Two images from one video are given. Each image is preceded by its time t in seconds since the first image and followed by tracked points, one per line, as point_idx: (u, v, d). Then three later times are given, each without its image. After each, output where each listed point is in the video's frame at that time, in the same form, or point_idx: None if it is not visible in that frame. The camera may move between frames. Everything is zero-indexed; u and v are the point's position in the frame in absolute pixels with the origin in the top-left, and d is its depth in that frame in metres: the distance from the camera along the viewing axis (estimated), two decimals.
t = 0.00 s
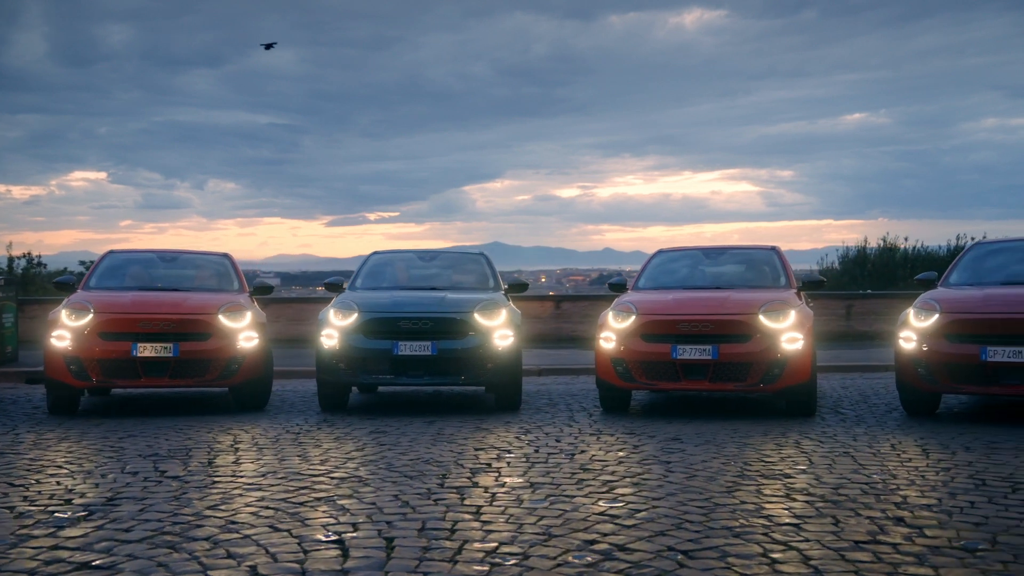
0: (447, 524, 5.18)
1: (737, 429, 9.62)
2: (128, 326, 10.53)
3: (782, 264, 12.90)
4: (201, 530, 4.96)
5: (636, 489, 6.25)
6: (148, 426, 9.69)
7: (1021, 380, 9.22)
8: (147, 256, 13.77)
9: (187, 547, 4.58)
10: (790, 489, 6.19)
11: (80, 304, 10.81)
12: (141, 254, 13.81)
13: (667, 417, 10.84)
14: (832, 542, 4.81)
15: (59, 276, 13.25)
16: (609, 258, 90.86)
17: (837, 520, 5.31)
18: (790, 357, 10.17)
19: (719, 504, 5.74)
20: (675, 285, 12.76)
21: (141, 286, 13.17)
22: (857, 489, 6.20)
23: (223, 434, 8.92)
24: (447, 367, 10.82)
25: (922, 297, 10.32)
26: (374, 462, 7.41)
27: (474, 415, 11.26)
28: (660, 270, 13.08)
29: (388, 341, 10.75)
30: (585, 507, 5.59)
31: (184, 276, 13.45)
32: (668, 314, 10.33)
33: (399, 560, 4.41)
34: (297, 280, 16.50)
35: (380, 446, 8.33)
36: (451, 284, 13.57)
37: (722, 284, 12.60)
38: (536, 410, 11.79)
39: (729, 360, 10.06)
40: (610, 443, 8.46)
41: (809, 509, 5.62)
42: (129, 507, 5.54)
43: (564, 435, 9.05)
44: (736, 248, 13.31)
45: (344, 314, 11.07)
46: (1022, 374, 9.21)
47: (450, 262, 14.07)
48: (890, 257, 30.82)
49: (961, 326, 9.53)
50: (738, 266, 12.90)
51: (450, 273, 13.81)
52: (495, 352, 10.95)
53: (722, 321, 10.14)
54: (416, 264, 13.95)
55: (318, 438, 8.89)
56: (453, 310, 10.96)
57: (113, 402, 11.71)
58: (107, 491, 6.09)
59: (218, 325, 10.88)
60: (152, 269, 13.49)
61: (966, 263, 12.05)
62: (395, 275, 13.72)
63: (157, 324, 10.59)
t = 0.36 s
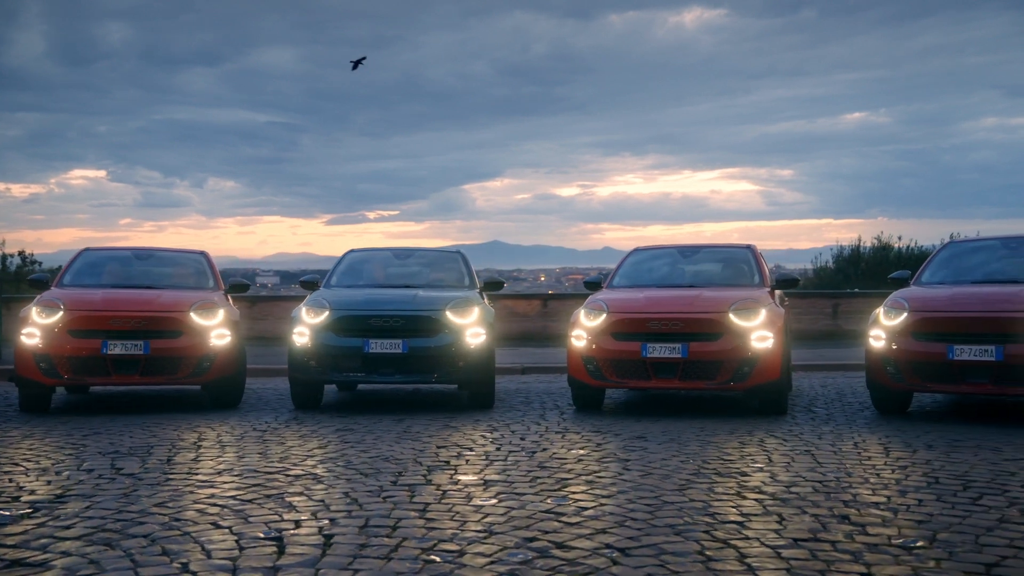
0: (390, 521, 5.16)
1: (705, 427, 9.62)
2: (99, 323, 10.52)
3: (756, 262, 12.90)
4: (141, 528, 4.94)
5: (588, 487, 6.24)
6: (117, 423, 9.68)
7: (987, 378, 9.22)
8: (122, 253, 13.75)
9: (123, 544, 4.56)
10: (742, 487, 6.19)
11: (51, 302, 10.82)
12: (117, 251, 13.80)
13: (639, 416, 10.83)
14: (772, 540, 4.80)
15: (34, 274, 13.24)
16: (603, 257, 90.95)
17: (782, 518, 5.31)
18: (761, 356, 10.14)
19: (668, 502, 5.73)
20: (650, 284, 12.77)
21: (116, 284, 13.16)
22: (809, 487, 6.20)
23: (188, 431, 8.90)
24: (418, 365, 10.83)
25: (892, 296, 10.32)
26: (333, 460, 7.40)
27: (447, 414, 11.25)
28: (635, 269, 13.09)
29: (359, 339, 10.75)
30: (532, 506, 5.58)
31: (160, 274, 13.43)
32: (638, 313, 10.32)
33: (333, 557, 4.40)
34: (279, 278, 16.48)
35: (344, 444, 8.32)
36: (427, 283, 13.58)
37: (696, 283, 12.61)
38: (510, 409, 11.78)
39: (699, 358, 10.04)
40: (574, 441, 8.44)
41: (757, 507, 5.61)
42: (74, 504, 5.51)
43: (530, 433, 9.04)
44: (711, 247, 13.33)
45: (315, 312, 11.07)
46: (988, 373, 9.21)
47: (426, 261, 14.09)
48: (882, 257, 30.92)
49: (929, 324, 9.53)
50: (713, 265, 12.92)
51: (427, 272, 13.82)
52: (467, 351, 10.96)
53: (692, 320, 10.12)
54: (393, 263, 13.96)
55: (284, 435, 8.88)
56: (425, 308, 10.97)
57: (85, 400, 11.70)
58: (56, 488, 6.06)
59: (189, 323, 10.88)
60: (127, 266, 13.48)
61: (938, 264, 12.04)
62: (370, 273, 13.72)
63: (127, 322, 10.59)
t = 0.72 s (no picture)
0: (337, 521, 5.14)
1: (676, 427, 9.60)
2: (71, 323, 10.51)
3: (732, 261, 12.90)
4: (85, 528, 4.91)
5: (544, 487, 6.22)
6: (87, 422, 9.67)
7: (957, 378, 9.19)
8: (99, 253, 13.72)
9: (62, 545, 4.53)
10: (698, 487, 6.18)
11: (23, 302, 10.79)
12: (95, 250, 13.77)
13: (613, 416, 10.82)
14: (716, 540, 4.79)
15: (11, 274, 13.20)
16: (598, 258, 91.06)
17: (730, 518, 5.30)
18: (733, 355, 10.11)
19: (619, 502, 5.71)
20: (627, 283, 12.77)
21: (92, 283, 13.12)
22: (765, 487, 6.19)
23: (156, 432, 8.87)
24: (392, 365, 10.81)
25: (867, 296, 10.28)
26: (295, 460, 7.39)
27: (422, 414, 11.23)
28: (612, 269, 13.08)
29: (332, 339, 10.73)
30: (484, 506, 5.56)
31: (137, 273, 13.40)
32: (611, 313, 10.30)
33: (272, 558, 4.38)
34: (262, 277, 16.45)
35: (310, 444, 8.29)
36: (405, 283, 13.56)
37: (673, 282, 12.60)
38: (485, 409, 11.76)
39: (671, 358, 10.02)
40: (542, 441, 8.42)
41: (709, 506, 5.59)
42: (24, 505, 5.49)
43: (499, 433, 9.02)
44: (688, 246, 13.33)
45: (289, 312, 11.05)
46: (958, 373, 9.18)
47: (403, 261, 14.08)
48: (877, 257, 31.21)
49: (901, 324, 9.50)
50: (690, 264, 12.92)
51: (404, 271, 13.80)
52: (440, 350, 10.95)
53: (664, 319, 10.10)
54: (371, 263, 13.94)
55: (252, 435, 8.86)
56: (398, 308, 10.96)
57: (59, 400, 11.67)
58: (9, 489, 6.03)
59: (162, 323, 10.87)
60: (104, 266, 13.45)
61: (910, 266, 12.06)
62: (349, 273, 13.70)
63: (99, 322, 10.58)
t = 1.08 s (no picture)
0: (283, 526, 5.11)
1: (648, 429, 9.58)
2: (42, 325, 10.49)
3: (709, 262, 12.89)
4: (28, 533, 4.88)
5: (499, 490, 6.19)
6: (57, 424, 9.65)
7: (927, 381, 9.12)
8: (78, 254, 13.69)
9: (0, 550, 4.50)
10: (655, 490, 6.16)
11: None
12: (73, 252, 13.75)
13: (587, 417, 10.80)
14: (661, 545, 4.77)
15: None
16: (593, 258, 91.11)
17: (680, 522, 5.28)
18: (705, 357, 10.09)
19: (573, 506, 5.69)
20: (605, 284, 12.75)
21: (69, 284, 13.09)
22: (722, 491, 6.17)
23: (123, 433, 8.85)
24: (365, 366, 10.79)
25: (842, 298, 10.25)
26: (257, 462, 7.37)
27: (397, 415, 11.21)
28: (591, 270, 13.07)
29: (305, 341, 10.72)
30: (436, 510, 5.53)
31: (114, 274, 13.37)
32: (584, 315, 10.28)
33: (211, 562, 4.36)
34: (246, 277, 16.43)
35: (276, 447, 8.26)
36: (383, 283, 13.54)
37: (651, 283, 12.58)
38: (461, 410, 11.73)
39: (642, 360, 10.00)
40: (509, 444, 8.40)
41: (661, 510, 5.57)
42: None
43: (469, 435, 9.00)
44: (666, 248, 13.32)
45: (263, 313, 11.03)
46: (929, 375, 9.11)
47: (382, 262, 14.06)
48: (873, 257, 31.32)
49: (871, 327, 9.47)
50: (668, 265, 12.91)
51: (383, 273, 13.79)
52: (414, 352, 10.94)
53: (637, 321, 10.08)
54: (350, 263, 13.92)
55: (220, 437, 8.84)
56: (372, 310, 10.94)
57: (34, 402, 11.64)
58: None
59: (135, 324, 10.84)
60: (82, 267, 13.42)
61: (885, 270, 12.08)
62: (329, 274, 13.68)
63: (71, 323, 10.56)
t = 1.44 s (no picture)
0: (230, 525, 5.08)
1: (619, 429, 9.57)
2: (14, 324, 10.47)
3: (686, 262, 12.89)
4: None
5: (455, 491, 6.17)
6: (28, 424, 9.63)
7: (898, 381, 9.10)
8: (55, 254, 13.66)
9: None
10: (612, 490, 6.14)
11: None
12: (50, 252, 13.71)
13: (561, 417, 10.78)
14: (606, 545, 4.74)
15: None
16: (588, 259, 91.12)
17: (631, 522, 5.26)
18: (678, 357, 10.07)
19: (526, 506, 5.67)
20: (582, 284, 12.74)
21: (45, 284, 13.06)
22: (679, 491, 6.16)
23: (91, 433, 8.82)
24: (338, 366, 10.77)
25: (815, 297, 10.22)
26: (219, 462, 7.35)
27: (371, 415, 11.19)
28: (568, 270, 13.06)
29: (278, 341, 10.70)
30: (387, 511, 5.50)
31: (91, 274, 13.34)
32: (557, 315, 10.26)
33: (150, 562, 4.33)
34: (227, 277, 16.41)
35: (241, 446, 8.24)
36: (361, 283, 13.53)
37: (628, 282, 12.57)
38: (437, 410, 11.72)
39: (615, 360, 9.98)
40: (475, 444, 8.38)
41: (614, 510, 5.55)
42: None
43: (438, 435, 8.98)
44: (643, 247, 13.32)
45: (236, 313, 11.01)
46: (899, 375, 9.09)
47: (360, 261, 14.05)
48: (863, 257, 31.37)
49: (843, 327, 9.45)
50: (645, 264, 12.90)
51: (362, 272, 13.77)
52: (388, 352, 10.92)
53: (609, 321, 10.06)
54: (327, 263, 13.91)
55: (188, 437, 8.82)
56: (346, 309, 10.92)
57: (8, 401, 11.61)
58: None
59: (108, 324, 10.82)
60: (58, 267, 13.39)
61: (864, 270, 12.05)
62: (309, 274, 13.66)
63: (43, 323, 10.54)
